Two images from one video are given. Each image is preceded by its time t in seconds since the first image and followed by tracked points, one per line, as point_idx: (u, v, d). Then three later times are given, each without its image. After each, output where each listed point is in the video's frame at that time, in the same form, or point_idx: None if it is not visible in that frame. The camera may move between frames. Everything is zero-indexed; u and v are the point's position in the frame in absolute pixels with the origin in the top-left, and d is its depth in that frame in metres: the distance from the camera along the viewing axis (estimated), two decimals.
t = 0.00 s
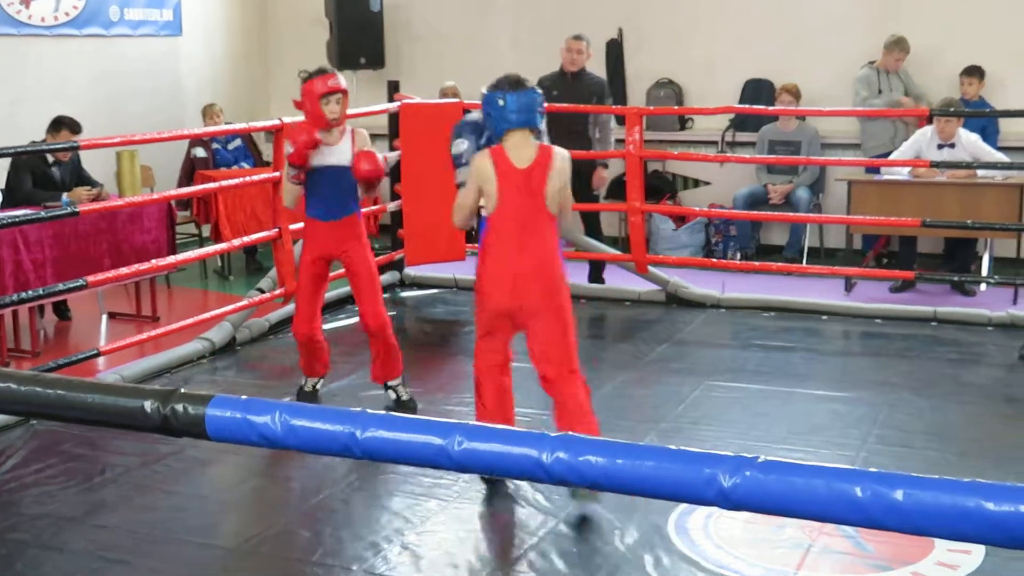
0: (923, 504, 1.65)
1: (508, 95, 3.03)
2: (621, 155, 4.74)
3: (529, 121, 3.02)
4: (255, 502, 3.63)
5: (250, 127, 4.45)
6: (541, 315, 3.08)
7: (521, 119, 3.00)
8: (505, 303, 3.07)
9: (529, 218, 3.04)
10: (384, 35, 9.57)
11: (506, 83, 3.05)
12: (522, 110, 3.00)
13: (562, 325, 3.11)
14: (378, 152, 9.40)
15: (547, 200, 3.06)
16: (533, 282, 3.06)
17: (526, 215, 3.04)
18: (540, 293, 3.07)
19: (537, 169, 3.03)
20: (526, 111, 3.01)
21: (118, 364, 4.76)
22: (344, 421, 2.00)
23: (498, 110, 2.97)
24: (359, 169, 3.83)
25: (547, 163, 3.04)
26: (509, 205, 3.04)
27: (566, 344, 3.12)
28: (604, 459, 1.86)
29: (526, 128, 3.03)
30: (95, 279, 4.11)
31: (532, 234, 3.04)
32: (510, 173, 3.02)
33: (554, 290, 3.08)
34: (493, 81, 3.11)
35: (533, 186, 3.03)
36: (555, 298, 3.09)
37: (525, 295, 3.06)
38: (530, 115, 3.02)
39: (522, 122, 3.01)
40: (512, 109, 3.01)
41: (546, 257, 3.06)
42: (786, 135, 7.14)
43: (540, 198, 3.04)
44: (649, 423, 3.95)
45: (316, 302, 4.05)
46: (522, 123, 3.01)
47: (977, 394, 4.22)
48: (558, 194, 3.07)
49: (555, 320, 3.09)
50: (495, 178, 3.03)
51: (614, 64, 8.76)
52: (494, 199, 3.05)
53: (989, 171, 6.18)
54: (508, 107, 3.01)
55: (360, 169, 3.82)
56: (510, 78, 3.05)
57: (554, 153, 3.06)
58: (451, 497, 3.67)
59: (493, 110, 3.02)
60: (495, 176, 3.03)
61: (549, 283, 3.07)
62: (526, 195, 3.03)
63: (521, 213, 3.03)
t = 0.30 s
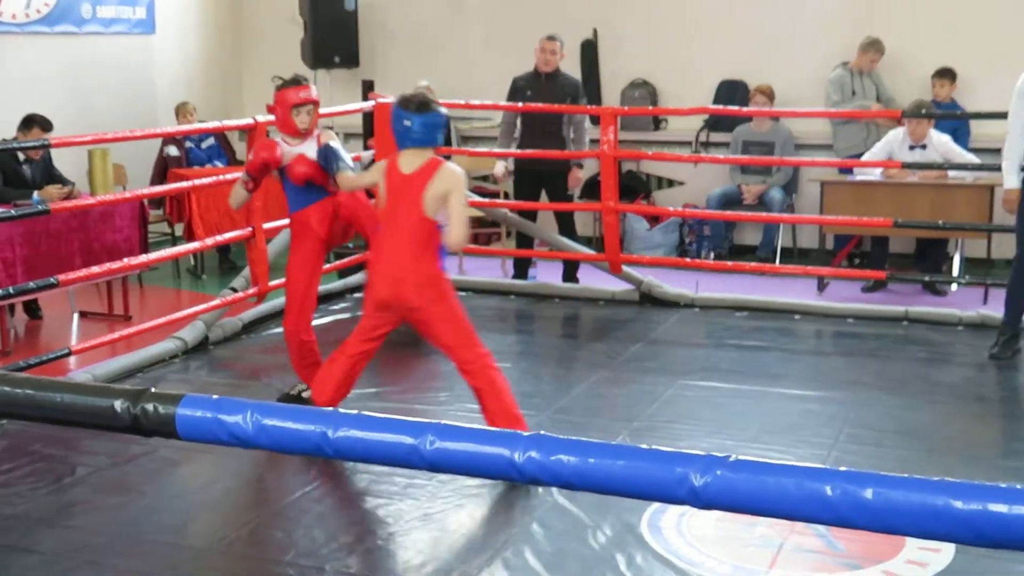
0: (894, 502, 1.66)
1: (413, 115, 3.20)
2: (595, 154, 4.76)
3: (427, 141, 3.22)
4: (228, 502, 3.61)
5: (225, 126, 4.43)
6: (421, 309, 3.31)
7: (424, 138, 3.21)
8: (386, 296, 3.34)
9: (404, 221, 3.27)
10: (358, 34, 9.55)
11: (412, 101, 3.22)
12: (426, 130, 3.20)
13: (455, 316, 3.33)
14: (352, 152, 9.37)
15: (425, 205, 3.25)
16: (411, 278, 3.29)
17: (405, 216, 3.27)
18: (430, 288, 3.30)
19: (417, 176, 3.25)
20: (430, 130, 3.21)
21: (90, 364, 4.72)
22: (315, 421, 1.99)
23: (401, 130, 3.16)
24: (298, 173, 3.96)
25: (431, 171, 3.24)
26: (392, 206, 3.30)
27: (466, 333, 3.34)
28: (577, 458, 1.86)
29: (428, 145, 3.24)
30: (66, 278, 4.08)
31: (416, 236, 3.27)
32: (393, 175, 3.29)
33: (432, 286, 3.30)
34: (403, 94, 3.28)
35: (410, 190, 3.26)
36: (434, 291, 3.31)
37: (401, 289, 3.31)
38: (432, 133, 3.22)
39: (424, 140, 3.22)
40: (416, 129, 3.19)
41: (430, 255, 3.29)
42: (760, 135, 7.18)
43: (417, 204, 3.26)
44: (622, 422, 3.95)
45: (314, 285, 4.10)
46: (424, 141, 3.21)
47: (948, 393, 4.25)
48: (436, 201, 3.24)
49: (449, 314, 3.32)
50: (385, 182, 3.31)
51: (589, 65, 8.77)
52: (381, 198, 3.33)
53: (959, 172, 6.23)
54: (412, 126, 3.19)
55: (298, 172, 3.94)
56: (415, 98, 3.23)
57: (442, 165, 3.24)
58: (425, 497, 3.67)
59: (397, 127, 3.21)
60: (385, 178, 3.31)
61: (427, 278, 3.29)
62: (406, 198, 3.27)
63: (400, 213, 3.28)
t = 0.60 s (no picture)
0: (864, 501, 1.66)
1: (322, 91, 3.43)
2: (568, 154, 4.77)
3: (335, 118, 3.45)
4: (201, 504, 3.59)
5: (197, 126, 4.40)
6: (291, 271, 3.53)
7: (330, 113, 3.43)
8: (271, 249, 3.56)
9: (303, 193, 3.49)
10: (332, 34, 9.52)
11: (326, 78, 3.45)
12: (334, 105, 3.42)
13: (309, 287, 3.54)
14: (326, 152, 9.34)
15: (322, 182, 3.47)
16: (290, 243, 3.51)
17: (303, 187, 3.48)
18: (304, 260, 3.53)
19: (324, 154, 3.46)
20: (339, 108, 3.43)
21: (62, 365, 4.68)
22: (289, 421, 1.98)
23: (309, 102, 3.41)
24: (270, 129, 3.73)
25: (335, 153, 3.45)
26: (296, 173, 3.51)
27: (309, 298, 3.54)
28: (550, 458, 1.86)
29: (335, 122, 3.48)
30: (37, 278, 4.04)
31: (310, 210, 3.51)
32: (300, 151, 3.51)
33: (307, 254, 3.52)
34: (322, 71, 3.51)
35: (315, 165, 3.47)
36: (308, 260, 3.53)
37: (282, 246, 3.53)
38: (340, 111, 3.44)
39: (328, 115, 3.44)
40: (325, 103, 3.42)
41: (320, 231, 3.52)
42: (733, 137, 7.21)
43: (315, 180, 3.47)
44: (595, 423, 3.96)
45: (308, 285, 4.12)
46: (328, 116, 3.44)
47: (919, 393, 4.28)
48: (331, 181, 3.46)
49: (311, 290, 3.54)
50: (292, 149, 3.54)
51: (563, 65, 8.78)
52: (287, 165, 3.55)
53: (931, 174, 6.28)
54: (321, 100, 3.42)
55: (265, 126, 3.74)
56: (331, 75, 3.45)
57: (348, 149, 3.46)
58: (400, 497, 3.65)
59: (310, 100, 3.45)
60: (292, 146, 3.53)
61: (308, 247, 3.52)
62: (308, 169, 3.48)
63: (300, 183, 3.50)
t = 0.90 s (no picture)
0: (866, 501, 1.66)
1: (300, 93, 3.48)
2: (567, 154, 4.78)
3: (313, 121, 3.48)
4: (199, 503, 3.58)
5: (195, 126, 4.39)
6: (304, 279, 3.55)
7: (307, 113, 3.47)
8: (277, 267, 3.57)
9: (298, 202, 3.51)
10: (330, 34, 9.51)
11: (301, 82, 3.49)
12: (307, 107, 3.46)
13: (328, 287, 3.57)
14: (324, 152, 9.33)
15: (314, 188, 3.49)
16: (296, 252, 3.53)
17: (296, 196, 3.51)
18: (312, 264, 3.55)
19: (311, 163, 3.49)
20: (314, 109, 3.46)
21: (58, 365, 4.67)
22: (290, 421, 1.98)
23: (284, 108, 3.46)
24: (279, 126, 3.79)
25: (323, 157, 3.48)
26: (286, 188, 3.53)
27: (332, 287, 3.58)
28: (551, 458, 1.86)
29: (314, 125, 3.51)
30: (35, 278, 4.03)
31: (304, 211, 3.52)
32: (288, 162, 3.53)
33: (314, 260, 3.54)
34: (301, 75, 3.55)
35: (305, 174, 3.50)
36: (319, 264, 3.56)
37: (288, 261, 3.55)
38: (319, 112, 3.47)
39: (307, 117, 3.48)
40: (301, 106, 3.47)
41: (317, 231, 3.53)
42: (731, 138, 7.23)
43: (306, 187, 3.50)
44: (594, 422, 3.96)
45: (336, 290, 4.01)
46: (307, 118, 3.48)
47: (917, 393, 4.30)
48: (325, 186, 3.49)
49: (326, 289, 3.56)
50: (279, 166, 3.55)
51: (561, 66, 8.78)
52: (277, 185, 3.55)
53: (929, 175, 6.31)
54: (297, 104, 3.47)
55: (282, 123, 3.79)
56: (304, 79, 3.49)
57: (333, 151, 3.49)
58: (398, 497, 3.65)
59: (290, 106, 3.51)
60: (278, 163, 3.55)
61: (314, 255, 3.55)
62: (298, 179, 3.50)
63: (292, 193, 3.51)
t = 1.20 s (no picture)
0: (899, 504, 1.65)
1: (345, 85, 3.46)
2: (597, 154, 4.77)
3: (352, 112, 3.43)
4: (229, 502, 3.61)
5: (226, 126, 4.42)
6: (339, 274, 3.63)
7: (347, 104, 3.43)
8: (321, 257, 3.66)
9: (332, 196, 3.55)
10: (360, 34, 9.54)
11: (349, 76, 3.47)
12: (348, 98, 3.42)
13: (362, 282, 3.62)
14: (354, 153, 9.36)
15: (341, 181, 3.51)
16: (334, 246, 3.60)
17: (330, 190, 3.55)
18: (351, 255, 3.60)
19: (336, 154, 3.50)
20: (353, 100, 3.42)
21: (90, 364, 4.71)
22: (321, 420, 1.99)
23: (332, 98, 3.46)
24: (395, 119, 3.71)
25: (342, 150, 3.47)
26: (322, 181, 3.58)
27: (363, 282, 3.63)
28: (581, 459, 1.86)
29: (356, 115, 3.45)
30: (68, 277, 4.06)
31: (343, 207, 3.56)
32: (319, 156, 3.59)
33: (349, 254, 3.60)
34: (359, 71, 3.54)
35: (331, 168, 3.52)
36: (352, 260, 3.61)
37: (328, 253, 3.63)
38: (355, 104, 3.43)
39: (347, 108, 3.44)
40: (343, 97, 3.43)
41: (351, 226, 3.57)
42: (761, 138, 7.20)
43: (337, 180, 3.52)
44: (623, 423, 3.96)
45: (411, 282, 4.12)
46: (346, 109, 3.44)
47: (949, 395, 4.26)
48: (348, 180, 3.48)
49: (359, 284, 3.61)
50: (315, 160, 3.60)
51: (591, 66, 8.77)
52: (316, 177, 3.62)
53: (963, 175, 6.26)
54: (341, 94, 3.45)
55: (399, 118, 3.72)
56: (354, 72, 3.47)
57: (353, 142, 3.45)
58: (426, 497, 3.66)
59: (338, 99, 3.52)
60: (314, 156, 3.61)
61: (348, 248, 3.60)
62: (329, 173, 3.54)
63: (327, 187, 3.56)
